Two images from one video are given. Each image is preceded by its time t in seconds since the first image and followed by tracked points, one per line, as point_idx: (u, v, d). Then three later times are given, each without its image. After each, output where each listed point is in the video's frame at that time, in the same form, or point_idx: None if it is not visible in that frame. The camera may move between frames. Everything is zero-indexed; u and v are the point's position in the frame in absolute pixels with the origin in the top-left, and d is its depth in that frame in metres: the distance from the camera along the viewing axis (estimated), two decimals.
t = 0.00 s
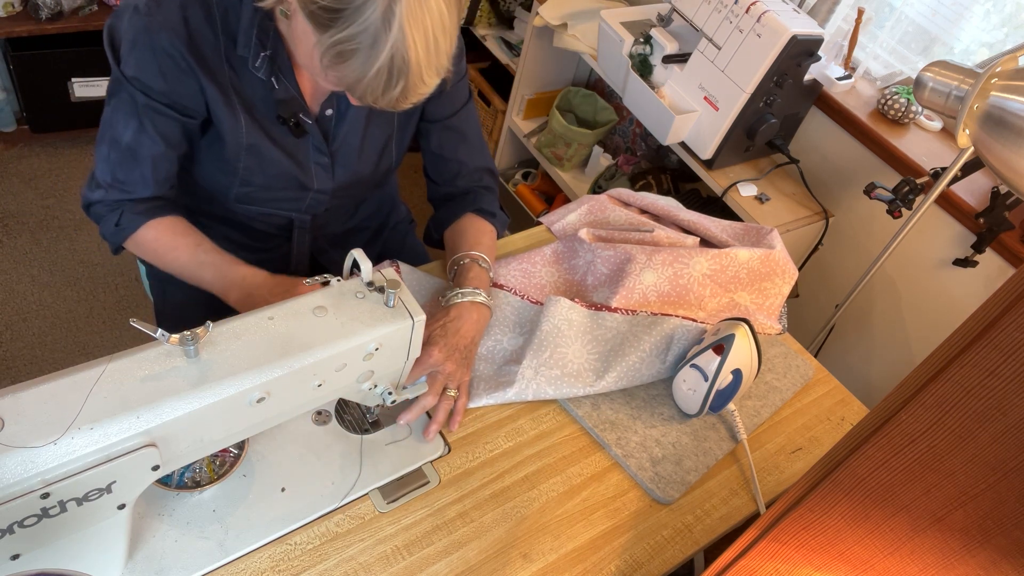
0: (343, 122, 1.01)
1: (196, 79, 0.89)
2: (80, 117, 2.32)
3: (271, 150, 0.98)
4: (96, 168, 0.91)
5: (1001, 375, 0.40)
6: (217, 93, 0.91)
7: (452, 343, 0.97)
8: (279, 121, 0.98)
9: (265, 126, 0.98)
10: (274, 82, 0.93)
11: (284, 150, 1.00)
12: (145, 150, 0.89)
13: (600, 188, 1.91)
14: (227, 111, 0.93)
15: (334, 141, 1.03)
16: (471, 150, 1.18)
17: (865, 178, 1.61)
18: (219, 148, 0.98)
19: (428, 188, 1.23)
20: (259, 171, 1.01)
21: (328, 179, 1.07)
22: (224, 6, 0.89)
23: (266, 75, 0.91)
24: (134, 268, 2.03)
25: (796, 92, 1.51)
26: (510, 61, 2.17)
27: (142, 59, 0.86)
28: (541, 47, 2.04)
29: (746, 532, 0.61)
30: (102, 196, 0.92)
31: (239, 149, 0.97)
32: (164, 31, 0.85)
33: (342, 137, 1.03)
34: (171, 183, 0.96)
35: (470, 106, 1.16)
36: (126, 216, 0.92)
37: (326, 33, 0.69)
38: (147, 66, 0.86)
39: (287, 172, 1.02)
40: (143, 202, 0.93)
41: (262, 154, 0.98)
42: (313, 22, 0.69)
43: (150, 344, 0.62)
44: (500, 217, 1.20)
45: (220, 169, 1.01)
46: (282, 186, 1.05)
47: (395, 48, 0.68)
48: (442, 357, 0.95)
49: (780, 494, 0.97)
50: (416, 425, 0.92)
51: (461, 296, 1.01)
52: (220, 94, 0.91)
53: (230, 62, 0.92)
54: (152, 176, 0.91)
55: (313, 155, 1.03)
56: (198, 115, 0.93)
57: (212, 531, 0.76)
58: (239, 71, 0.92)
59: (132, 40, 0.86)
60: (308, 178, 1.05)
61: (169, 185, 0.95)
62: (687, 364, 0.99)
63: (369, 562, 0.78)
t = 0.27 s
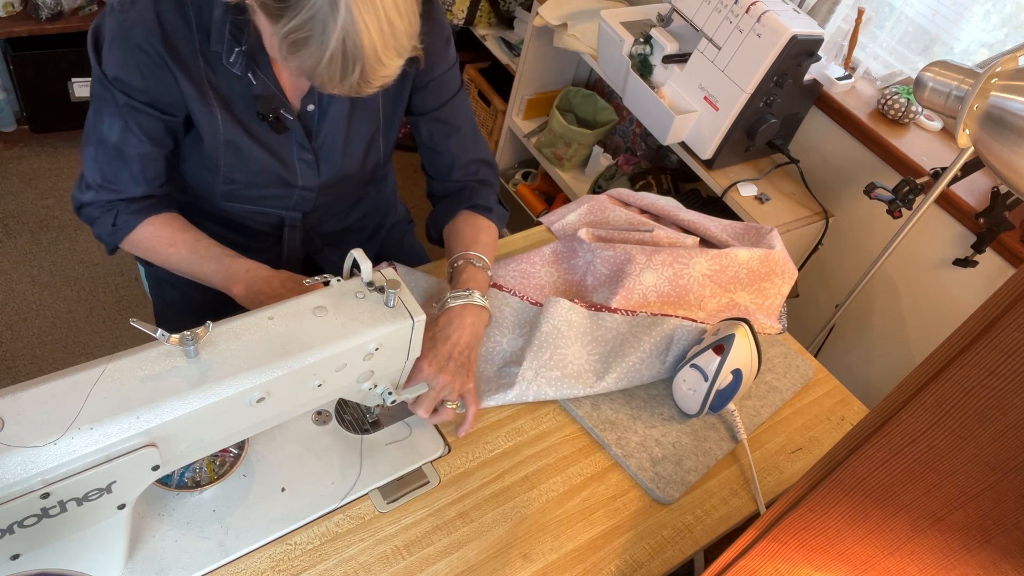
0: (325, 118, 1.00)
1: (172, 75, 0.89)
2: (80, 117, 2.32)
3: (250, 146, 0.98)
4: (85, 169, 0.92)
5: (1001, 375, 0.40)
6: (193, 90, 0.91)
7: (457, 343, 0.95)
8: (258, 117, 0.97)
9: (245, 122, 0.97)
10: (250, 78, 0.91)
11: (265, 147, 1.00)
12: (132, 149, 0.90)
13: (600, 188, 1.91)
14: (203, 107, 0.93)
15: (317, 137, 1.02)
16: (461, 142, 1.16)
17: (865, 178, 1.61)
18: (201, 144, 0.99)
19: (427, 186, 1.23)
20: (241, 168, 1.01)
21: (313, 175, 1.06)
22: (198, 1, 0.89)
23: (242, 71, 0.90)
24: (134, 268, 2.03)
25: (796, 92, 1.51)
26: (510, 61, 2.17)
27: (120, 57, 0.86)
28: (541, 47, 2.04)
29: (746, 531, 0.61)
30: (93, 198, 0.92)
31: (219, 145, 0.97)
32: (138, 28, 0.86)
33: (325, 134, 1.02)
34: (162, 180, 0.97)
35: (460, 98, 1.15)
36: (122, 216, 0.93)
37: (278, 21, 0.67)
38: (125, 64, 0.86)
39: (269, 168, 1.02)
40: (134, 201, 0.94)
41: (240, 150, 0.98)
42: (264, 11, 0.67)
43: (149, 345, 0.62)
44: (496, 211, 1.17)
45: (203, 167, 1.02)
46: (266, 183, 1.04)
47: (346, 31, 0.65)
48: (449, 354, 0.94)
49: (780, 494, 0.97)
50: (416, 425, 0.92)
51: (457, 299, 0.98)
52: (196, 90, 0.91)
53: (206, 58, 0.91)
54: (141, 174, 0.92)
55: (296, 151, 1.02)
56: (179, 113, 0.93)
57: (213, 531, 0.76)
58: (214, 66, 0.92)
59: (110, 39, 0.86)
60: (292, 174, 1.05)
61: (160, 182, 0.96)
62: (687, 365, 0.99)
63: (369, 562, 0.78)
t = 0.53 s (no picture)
0: (309, 124, 1.00)
1: (151, 84, 0.88)
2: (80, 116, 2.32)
3: (231, 152, 0.98)
4: (73, 180, 0.92)
5: (1001, 376, 0.40)
6: (172, 98, 0.90)
7: (461, 342, 0.94)
8: (241, 123, 0.97)
9: (227, 129, 0.97)
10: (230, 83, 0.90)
11: (249, 153, 1.00)
12: (119, 158, 0.90)
13: (600, 188, 1.91)
14: (183, 115, 0.92)
15: (301, 142, 1.02)
16: (471, 138, 1.16)
17: (865, 178, 1.61)
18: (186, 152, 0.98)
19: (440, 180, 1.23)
20: (225, 175, 1.02)
21: (299, 181, 1.07)
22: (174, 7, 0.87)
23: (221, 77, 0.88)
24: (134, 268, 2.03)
25: (796, 92, 1.51)
26: (510, 61, 2.17)
27: (100, 66, 0.85)
28: (541, 47, 2.04)
29: (746, 531, 0.61)
30: (83, 209, 0.92)
31: (201, 153, 0.97)
32: (116, 37, 0.85)
33: (310, 138, 1.02)
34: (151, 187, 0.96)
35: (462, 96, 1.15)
36: (112, 224, 0.92)
37: (236, 26, 0.65)
38: (104, 73, 0.86)
39: (254, 174, 1.02)
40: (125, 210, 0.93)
41: (222, 156, 0.98)
42: (223, 17, 0.65)
43: (149, 344, 0.62)
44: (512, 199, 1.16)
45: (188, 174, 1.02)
46: (251, 189, 1.05)
47: (297, 32, 0.62)
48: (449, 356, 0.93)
49: (780, 494, 0.97)
50: (416, 425, 0.92)
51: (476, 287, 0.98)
52: (175, 98, 0.90)
53: (185, 65, 0.90)
54: (130, 181, 0.92)
55: (281, 157, 1.02)
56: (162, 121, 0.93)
57: (212, 531, 0.76)
58: (193, 73, 0.91)
59: (90, 48, 0.86)
60: (278, 180, 1.05)
61: (149, 189, 0.95)
62: (687, 365, 0.99)
63: (369, 562, 0.78)
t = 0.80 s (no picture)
0: (303, 130, 0.99)
1: (143, 90, 0.88)
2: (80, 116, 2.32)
3: (225, 158, 0.98)
4: (66, 187, 0.92)
5: (1001, 376, 0.40)
6: (164, 105, 0.90)
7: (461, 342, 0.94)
8: (234, 129, 0.97)
9: (221, 134, 0.97)
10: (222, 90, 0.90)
11: (243, 159, 1.00)
12: (111, 164, 0.90)
13: (600, 188, 1.91)
14: (175, 120, 0.92)
15: (295, 147, 1.01)
16: (459, 148, 1.15)
17: (865, 178, 1.61)
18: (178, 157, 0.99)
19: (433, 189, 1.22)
20: (218, 180, 1.02)
21: (293, 186, 1.07)
22: (168, 13, 0.86)
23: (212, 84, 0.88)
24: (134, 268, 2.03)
25: (796, 92, 1.51)
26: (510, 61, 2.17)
27: (92, 72, 0.85)
28: (541, 47, 2.04)
29: (746, 532, 0.61)
30: (75, 215, 0.92)
31: (194, 158, 0.97)
32: (108, 43, 0.84)
33: (303, 144, 1.01)
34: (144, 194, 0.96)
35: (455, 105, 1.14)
36: (104, 231, 0.92)
37: (227, 34, 0.65)
38: (96, 79, 0.85)
39: (247, 179, 1.02)
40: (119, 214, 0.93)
41: (215, 162, 0.98)
42: (214, 25, 0.66)
43: (150, 344, 0.62)
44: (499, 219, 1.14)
45: (181, 179, 1.02)
46: (245, 195, 1.05)
47: (286, 38, 0.62)
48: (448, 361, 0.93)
49: (780, 494, 0.97)
50: (414, 424, 0.92)
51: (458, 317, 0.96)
52: (167, 104, 0.90)
53: (177, 71, 0.90)
54: (123, 188, 0.92)
55: (275, 163, 1.02)
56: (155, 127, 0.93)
57: (212, 531, 0.76)
58: (186, 78, 0.91)
59: (83, 54, 0.85)
60: (271, 185, 1.05)
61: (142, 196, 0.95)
62: (687, 364, 0.99)
63: (369, 562, 0.78)
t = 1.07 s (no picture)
0: (299, 139, 0.99)
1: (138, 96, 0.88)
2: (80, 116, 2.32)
3: (219, 165, 0.98)
4: (57, 196, 0.90)
5: (1001, 375, 0.40)
6: (159, 111, 0.90)
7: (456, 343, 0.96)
8: (230, 137, 0.96)
9: (216, 142, 0.97)
10: (220, 97, 0.88)
11: (239, 168, 1.00)
12: (104, 172, 0.89)
13: (600, 188, 1.91)
14: (169, 126, 0.92)
15: (291, 156, 1.01)
16: (455, 161, 1.12)
17: (865, 178, 1.61)
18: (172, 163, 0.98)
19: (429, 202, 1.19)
20: (212, 187, 1.02)
21: (287, 196, 1.07)
22: (165, 20, 0.86)
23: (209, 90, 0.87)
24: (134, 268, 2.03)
25: (796, 92, 1.51)
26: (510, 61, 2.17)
27: (88, 76, 0.85)
28: (541, 47, 2.04)
29: (746, 532, 0.61)
30: (67, 224, 0.91)
31: (188, 164, 0.98)
32: (104, 47, 0.84)
33: (299, 153, 1.01)
34: (137, 204, 0.95)
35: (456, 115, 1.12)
36: (96, 243, 0.91)
37: (228, 46, 0.65)
38: (92, 84, 0.85)
39: (241, 187, 1.02)
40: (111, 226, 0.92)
41: (209, 169, 0.98)
42: (214, 36, 0.65)
43: (150, 344, 0.62)
44: (495, 239, 1.10)
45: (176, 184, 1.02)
46: (238, 203, 1.05)
47: (289, 49, 0.62)
48: (447, 371, 0.93)
49: (780, 494, 0.97)
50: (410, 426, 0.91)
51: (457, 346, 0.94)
52: (162, 110, 0.90)
53: (173, 76, 0.89)
54: (115, 197, 0.90)
55: (270, 172, 1.02)
56: (149, 133, 0.93)
57: (212, 531, 0.76)
58: (182, 86, 0.90)
59: (79, 58, 0.85)
60: (266, 194, 1.05)
61: (135, 206, 0.94)
62: (687, 365, 0.99)
63: (369, 562, 0.78)
